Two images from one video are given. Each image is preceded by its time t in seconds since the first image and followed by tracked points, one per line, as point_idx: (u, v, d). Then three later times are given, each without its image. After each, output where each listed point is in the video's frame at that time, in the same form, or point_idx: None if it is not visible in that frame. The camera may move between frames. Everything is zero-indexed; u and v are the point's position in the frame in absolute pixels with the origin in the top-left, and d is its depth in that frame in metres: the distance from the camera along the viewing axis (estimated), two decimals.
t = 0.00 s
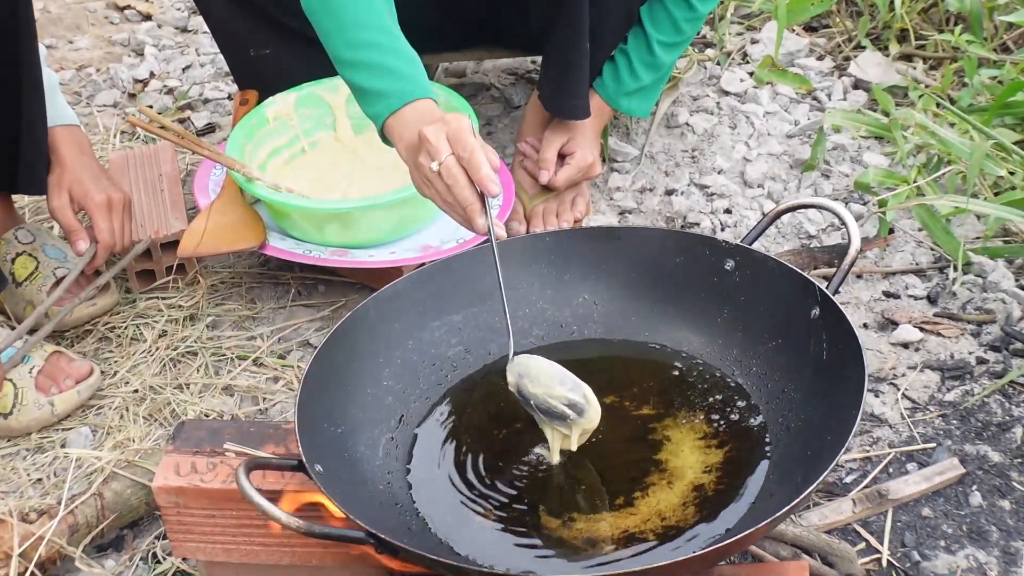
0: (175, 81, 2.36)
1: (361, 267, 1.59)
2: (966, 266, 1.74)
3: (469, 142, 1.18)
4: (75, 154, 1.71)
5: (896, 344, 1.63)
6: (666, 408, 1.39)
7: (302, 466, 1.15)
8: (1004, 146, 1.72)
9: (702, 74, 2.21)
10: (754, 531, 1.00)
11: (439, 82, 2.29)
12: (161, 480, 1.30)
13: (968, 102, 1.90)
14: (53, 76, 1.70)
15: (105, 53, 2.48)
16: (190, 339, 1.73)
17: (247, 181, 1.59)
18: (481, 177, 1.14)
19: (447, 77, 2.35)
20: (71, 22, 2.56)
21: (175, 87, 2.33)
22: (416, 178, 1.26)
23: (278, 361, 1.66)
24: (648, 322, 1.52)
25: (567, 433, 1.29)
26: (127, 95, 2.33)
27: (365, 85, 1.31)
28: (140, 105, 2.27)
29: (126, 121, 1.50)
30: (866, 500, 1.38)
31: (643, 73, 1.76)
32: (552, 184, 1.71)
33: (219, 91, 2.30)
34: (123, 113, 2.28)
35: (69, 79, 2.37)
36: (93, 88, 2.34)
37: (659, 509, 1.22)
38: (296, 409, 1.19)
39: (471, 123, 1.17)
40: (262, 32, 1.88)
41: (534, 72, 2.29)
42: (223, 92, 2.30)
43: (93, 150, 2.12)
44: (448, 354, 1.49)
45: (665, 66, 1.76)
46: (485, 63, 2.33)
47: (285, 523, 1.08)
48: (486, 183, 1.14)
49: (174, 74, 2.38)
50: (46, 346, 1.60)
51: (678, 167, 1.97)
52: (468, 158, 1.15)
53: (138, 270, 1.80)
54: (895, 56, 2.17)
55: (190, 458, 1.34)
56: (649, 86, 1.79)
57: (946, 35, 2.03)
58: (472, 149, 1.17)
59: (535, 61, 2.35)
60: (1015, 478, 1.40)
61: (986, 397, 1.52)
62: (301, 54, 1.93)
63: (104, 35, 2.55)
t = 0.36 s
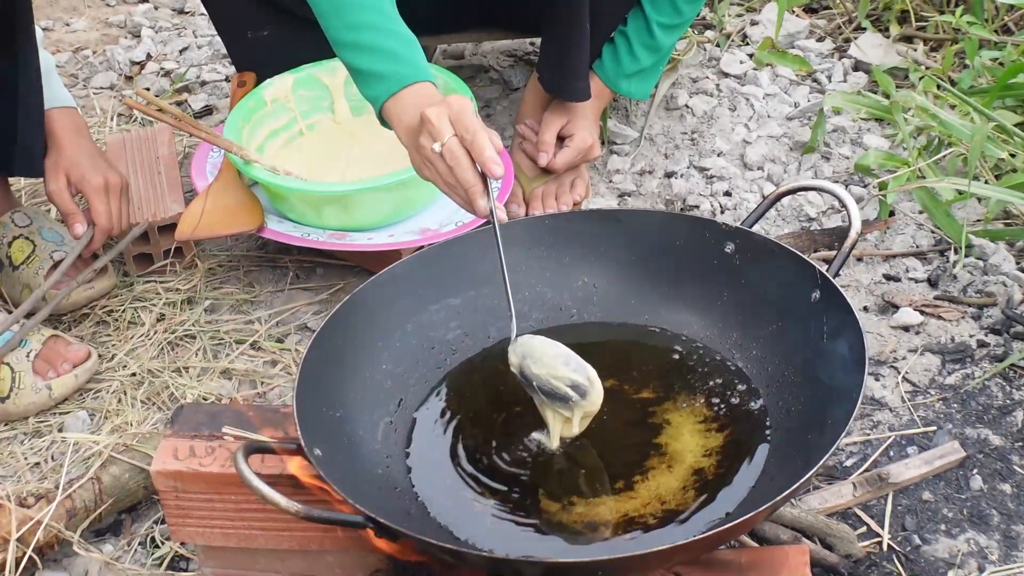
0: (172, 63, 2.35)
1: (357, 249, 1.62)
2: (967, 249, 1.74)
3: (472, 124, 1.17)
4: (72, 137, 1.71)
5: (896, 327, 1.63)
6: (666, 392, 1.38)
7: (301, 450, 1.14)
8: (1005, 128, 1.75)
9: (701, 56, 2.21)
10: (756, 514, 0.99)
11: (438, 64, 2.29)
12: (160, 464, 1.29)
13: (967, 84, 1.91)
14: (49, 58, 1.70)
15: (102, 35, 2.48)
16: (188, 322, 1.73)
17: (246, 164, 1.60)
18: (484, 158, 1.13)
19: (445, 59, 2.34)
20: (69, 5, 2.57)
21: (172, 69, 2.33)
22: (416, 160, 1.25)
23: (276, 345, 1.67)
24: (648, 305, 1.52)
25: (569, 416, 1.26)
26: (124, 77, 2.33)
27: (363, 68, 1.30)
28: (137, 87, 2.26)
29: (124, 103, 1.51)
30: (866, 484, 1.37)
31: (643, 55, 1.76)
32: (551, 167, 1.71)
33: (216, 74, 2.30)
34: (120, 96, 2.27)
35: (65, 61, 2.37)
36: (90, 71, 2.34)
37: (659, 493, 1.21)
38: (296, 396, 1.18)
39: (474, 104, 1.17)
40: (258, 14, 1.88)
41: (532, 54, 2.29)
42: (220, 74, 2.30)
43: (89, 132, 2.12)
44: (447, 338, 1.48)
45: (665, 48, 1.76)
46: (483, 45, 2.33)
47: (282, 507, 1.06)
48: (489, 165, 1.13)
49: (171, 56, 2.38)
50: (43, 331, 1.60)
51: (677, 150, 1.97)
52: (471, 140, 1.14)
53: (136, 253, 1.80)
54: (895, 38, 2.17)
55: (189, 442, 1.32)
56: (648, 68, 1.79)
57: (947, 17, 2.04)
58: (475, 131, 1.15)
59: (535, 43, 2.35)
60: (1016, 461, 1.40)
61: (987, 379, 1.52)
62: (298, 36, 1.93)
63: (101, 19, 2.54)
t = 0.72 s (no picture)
0: (171, 54, 2.36)
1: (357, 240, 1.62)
2: (965, 239, 1.74)
3: (469, 113, 1.17)
4: (71, 128, 1.72)
5: (894, 317, 1.63)
6: (665, 381, 1.38)
7: (301, 441, 1.14)
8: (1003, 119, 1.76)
9: (699, 46, 2.21)
10: (755, 505, 1.00)
11: (437, 54, 2.29)
12: (160, 455, 1.29)
13: (965, 74, 1.91)
14: (48, 49, 1.71)
15: (101, 26, 2.49)
16: (188, 313, 1.74)
17: (245, 155, 1.62)
18: (480, 147, 1.13)
19: (443, 50, 2.35)
20: None
21: (171, 60, 2.33)
22: (414, 151, 1.25)
23: (275, 336, 1.67)
24: (647, 295, 1.52)
25: (565, 406, 1.26)
26: (123, 68, 2.33)
27: (360, 58, 1.30)
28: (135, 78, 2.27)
29: (124, 94, 1.52)
30: (864, 474, 1.37)
31: (641, 45, 1.76)
32: (550, 157, 1.71)
33: (215, 65, 2.30)
34: (119, 87, 2.27)
35: (64, 52, 2.37)
36: (89, 62, 2.34)
37: (657, 483, 1.21)
38: (295, 387, 1.18)
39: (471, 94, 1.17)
40: (257, 5, 1.88)
41: (530, 44, 2.29)
42: (219, 65, 2.30)
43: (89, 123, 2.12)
44: (445, 329, 1.49)
45: (664, 38, 1.77)
46: (481, 35, 2.34)
47: (282, 498, 1.06)
48: (485, 153, 1.13)
49: (170, 47, 2.38)
50: (42, 322, 1.61)
51: (675, 140, 1.97)
52: (468, 129, 1.14)
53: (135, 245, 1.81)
54: (893, 29, 2.17)
55: (188, 433, 1.32)
56: (647, 59, 1.80)
57: (944, 6, 2.04)
58: (472, 120, 1.16)
59: (533, 33, 2.35)
60: (1013, 451, 1.40)
61: (984, 369, 1.52)
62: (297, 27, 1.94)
63: (100, 10, 2.55)
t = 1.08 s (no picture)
0: (170, 50, 2.36)
1: (355, 237, 1.63)
2: (962, 235, 1.75)
3: (467, 107, 1.18)
4: (70, 124, 1.72)
5: (892, 313, 1.63)
6: (663, 378, 1.39)
7: (299, 437, 1.14)
8: (1000, 115, 1.77)
9: (697, 42, 2.22)
10: (751, 501, 1.00)
11: (436, 50, 2.30)
12: (160, 452, 1.29)
13: (962, 70, 1.91)
14: (48, 46, 1.71)
15: (100, 23, 2.49)
16: (187, 310, 1.74)
17: (242, 152, 1.62)
18: (478, 142, 1.14)
19: (441, 46, 2.35)
20: None
21: (171, 57, 2.33)
22: (410, 146, 1.25)
23: (274, 333, 1.67)
24: (645, 292, 1.52)
25: (562, 399, 1.26)
26: (122, 64, 2.33)
27: (356, 54, 1.30)
28: (135, 74, 2.27)
29: (121, 90, 1.51)
30: (862, 470, 1.38)
31: (638, 42, 1.76)
32: (548, 153, 1.71)
33: (214, 61, 2.30)
34: (118, 83, 2.27)
35: (64, 49, 2.37)
36: (88, 58, 2.34)
37: (654, 480, 1.21)
38: (294, 385, 1.18)
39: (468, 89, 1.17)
40: (255, 2, 1.88)
41: (529, 40, 2.29)
42: (218, 61, 2.30)
43: (88, 119, 2.12)
44: (444, 326, 1.49)
45: (661, 35, 1.76)
46: (480, 32, 2.34)
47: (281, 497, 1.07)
48: (483, 147, 1.13)
49: (169, 43, 2.38)
50: (42, 318, 1.61)
51: (673, 137, 1.97)
52: (466, 123, 1.15)
53: (133, 241, 1.82)
54: (891, 25, 2.17)
55: (187, 429, 1.33)
56: (645, 55, 1.80)
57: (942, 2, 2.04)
58: (469, 115, 1.16)
59: (531, 29, 2.35)
60: (1010, 447, 1.40)
61: (982, 365, 1.52)
62: (296, 23, 1.94)
63: (99, 7, 2.55)
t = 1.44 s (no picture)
0: (168, 49, 2.35)
1: (353, 235, 1.63)
2: (961, 233, 1.74)
3: (468, 102, 1.17)
4: (67, 124, 1.72)
5: (891, 311, 1.63)
6: (661, 377, 1.38)
7: (297, 437, 1.14)
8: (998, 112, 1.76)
9: (696, 40, 2.21)
10: (750, 500, 0.99)
11: (434, 49, 2.29)
12: (157, 452, 1.29)
13: (961, 68, 1.91)
14: (44, 46, 1.71)
15: (98, 22, 2.48)
16: (184, 309, 1.74)
17: (241, 151, 1.62)
18: (479, 137, 1.13)
19: (439, 45, 2.34)
20: None
21: (168, 56, 2.33)
22: (410, 140, 1.25)
23: (272, 332, 1.67)
24: (642, 291, 1.52)
25: (564, 393, 1.25)
26: (120, 63, 2.32)
27: (354, 51, 1.29)
28: (132, 73, 2.26)
29: (119, 89, 1.51)
30: (860, 468, 1.38)
31: (637, 40, 1.76)
32: (547, 151, 1.71)
33: (211, 60, 2.30)
34: (115, 82, 2.27)
35: (61, 48, 2.37)
36: (85, 58, 2.34)
37: (653, 479, 1.21)
38: (291, 385, 1.18)
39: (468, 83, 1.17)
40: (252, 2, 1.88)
41: (527, 38, 2.28)
42: (216, 60, 2.30)
43: (86, 119, 2.11)
44: (441, 325, 1.49)
45: (660, 32, 1.75)
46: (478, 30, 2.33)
47: (278, 495, 1.06)
48: (484, 142, 1.13)
49: (166, 42, 2.38)
50: (40, 317, 1.61)
51: (672, 135, 1.97)
52: (467, 118, 1.14)
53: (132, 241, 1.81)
54: (889, 22, 2.16)
55: (185, 429, 1.32)
56: (643, 53, 1.79)
57: None
58: (470, 109, 1.15)
59: (529, 27, 2.34)
60: (1010, 445, 1.40)
61: (981, 363, 1.52)
62: (293, 22, 1.94)
63: (96, 6, 2.54)
